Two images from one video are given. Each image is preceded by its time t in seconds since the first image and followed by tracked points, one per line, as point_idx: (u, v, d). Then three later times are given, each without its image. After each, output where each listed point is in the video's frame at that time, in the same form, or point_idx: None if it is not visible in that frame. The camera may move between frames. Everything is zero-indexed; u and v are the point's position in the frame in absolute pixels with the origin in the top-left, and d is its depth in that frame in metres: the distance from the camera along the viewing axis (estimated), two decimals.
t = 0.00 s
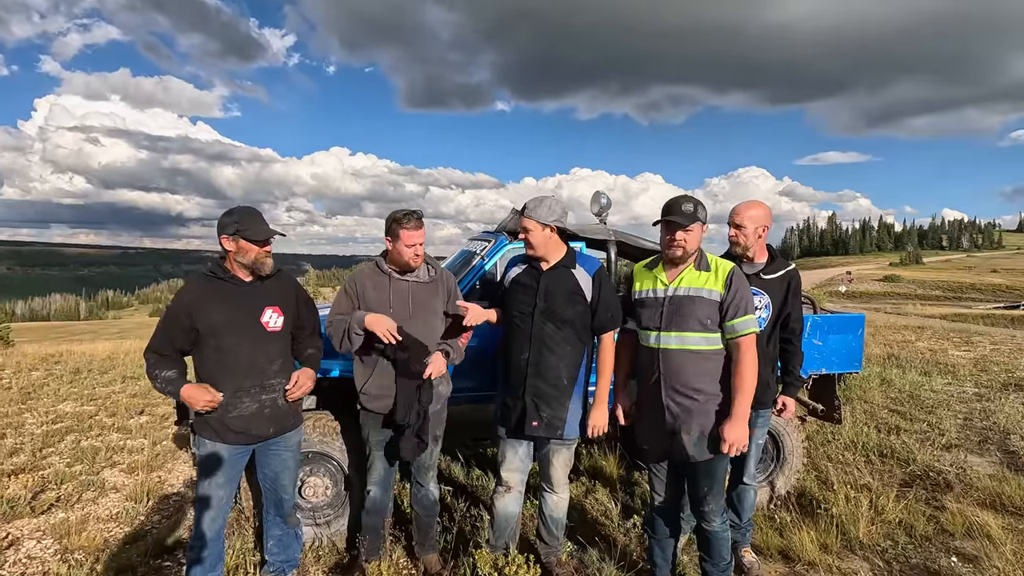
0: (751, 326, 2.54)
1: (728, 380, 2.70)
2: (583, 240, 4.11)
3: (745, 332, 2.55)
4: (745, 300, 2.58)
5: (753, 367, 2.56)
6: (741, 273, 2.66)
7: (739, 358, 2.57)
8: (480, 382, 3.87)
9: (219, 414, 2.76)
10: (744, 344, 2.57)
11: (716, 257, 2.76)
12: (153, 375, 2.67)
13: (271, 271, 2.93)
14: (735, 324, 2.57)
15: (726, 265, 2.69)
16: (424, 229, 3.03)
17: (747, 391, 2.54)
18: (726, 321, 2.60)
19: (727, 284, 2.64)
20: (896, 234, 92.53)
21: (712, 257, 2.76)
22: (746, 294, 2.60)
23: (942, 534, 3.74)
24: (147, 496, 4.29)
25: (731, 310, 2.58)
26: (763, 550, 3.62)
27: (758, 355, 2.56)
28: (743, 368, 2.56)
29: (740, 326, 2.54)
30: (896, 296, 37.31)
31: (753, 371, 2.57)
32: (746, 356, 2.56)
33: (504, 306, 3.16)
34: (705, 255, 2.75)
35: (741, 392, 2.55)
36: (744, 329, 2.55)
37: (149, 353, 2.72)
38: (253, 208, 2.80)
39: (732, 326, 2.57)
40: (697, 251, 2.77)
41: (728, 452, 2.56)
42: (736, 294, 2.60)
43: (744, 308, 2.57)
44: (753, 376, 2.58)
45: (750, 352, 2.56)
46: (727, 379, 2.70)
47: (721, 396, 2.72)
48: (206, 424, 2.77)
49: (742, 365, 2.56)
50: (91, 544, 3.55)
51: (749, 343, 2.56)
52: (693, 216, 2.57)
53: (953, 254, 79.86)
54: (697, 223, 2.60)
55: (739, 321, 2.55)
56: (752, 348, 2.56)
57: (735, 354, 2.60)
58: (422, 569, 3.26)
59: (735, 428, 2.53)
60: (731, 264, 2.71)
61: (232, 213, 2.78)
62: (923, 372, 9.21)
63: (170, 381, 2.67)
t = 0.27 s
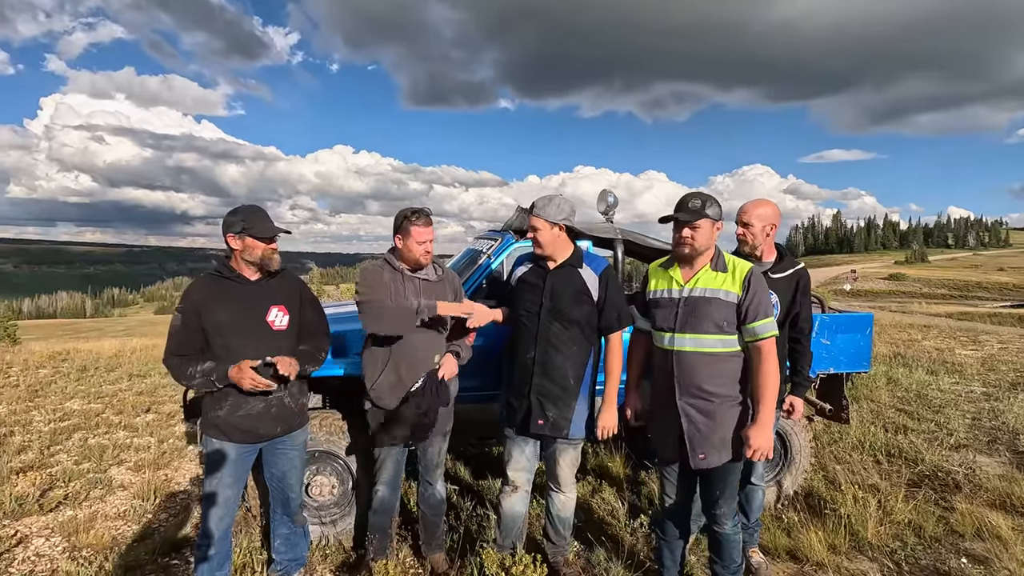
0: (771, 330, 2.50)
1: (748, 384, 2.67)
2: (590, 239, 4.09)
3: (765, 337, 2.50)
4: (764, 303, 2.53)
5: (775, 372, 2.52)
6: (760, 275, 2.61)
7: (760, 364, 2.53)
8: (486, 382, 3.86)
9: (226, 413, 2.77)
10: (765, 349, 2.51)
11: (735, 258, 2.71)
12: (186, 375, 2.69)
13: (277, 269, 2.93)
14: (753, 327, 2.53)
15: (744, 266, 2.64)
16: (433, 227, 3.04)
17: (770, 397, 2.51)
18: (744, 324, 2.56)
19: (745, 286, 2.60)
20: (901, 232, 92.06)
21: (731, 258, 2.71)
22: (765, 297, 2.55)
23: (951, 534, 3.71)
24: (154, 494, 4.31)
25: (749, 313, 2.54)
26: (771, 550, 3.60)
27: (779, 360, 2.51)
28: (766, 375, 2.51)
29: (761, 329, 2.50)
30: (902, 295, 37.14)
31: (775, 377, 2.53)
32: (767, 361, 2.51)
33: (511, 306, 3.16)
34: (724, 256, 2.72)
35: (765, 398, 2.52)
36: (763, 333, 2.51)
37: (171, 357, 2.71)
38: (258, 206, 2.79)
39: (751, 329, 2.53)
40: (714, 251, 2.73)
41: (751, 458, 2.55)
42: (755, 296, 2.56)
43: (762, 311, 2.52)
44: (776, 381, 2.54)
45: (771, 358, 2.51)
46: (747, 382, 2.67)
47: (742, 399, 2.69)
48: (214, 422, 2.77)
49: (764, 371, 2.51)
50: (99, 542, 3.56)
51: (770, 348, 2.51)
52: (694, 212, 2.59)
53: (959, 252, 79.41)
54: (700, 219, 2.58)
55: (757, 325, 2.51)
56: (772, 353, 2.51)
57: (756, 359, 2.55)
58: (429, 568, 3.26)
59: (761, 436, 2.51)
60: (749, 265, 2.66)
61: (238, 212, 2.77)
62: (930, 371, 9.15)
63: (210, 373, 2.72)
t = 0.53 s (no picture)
0: (786, 333, 2.46)
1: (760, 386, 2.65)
2: (596, 237, 4.07)
3: (781, 338, 2.47)
4: (781, 305, 2.50)
5: (788, 373, 2.49)
6: (779, 276, 2.57)
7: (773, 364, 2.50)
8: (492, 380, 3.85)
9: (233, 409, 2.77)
10: (780, 349, 2.48)
11: (753, 257, 2.67)
12: (204, 371, 2.68)
13: (283, 265, 2.93)
14: (768, 329, 2.50)
15: (762, 265, 2.61)
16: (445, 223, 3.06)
17: (780, 398, 2.47)
18: (760, 325, 2.53)
19: (762, 287, 2.57)
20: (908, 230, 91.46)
21: (749, 257, 2.67)
22: (783, 299, 2.51)
23: (960, 535, 3.69)
24: (161, 491, 4.33)
25: (765, 314, 2.51)
26: (779, 550, 3.59)
27: (794, 362, 2.48)
28: (779, 373, 2.49)
29: (777, 331, 2.46)
30: (909, 293, 36.92)
31: (789, 378, 2.50)
32: (781, 362, 2.48)
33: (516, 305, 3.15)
34: (741, 255, 2.68)
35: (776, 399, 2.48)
36: (779, 335, 2.47)
37: (186, 355, 2.70)
38: (263, 204, 2.80)
39: (767, 331, 2.50)
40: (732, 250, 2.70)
41: (755, 458, 2.49)
42: (771, 297, 2.53)
43: (778, 313, 2.49)
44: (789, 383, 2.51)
45: (786, 358, 2.48)
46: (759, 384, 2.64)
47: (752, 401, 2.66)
48: (221, 419, 2.78)
49: (777, 370, 2.49)
50: (108, 539, 3.58)
51: (785, 349, 2.48)
52: (691, 212, 2.59)
53: (967, 250, 78.84)
54: (695, 220, 2.58)
55: (772, 326, 2.48)
56: (787, 355, 2.48)
57: (769, 358, 2.53)
58: (436, 566, 3.26)
59: (768, 437, 2.46)
60: (768, 264, 2.63)
61: (243, 209, 2.78)
62: (938, 370, 9.09)
63: (228, 367, 2.71)
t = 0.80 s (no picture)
0: (795, 333, 2.43)
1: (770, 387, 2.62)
2: (602, 235, 4.05)
3: (790, 339, 2.44)
4: (790, 304, 2.47)
5: (798, 375, 2.46)
6: (788, 275, 2.54)
7: (783, 365, 2.48)
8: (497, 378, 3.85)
9: (236, 407, 2.78)
10: (789, 350, 2.46)
11: (763, 256, 2.64)
12: (208, 371, 2.69)
13: (288, 264, 2.94)
14: (777, 329, 2.47)
15: (772, 264, 2.58)
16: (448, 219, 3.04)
17: (790, 400, 2.44)
18: (769, 326, 2.51)
19: (770, 286, 2.54)
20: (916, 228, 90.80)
21: (758, 255, 2.65)
22: (792, 299, 2.49)
23: (969, 535, 3.66)
24: (168, 488, 4.36)
25: (774, 314, 2.49)
26: (784, 549, 3.57)
27: (803, 364, 2.45)
28: (789, 375, 2.46)
29: (786, 331, 2.44)
30: (917, 292, 36.67)
31: (799, 380, 2.46)
32: (790, 363, 2.45)
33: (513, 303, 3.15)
34: (750, 254, 2.66)
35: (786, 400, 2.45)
36: (787, 336, 2.45)
37: (192, 352, 2.72)
38: (269, 202, 2.80)
39: (776, 331, 2.48)
40: (741, 248, 2.68)
41: (763, 461, 2.46)
42: (780, 297, 2.50)
43: (788, 313, 2.47)
44: (799, 385, 2.48)
45: (796, 360, 2.46)
46: (769, 385, 2.62)
47: (761, 403, 2.63)
48: (224, 416, 2.79)
49: (787, 371, 2.46)
50: (115, 535, 3.61)
51: (794, 350, 2.45)
52: (698, 210, 2.58)
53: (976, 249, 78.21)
54: (703, 218, 2.57)
55: (781, 327, 2.46)
56: (797, 356, 2.45)
57: (778, 359, 2.50)
58: (441, 564, 3.27)
59: (777, 440, 2.42)
60: (777, 263, 2.60)
61: (249, 207, 2.79)
62: (946, 369, 9.02)
63: (230, 369, 2.71)
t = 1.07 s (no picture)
0: (800, 333, 2.42)
1: (775, 386, 2.61)
2: (606, 233, 4.05)
3: (795, 338, 2.43)
4: (796, 304, 2.46)
5: (803, 375, 2.45)
6: (795, 274, 2.53)
7: (788, 365, 2.46)
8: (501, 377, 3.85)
9: (239, 404, 2.80)
10: (795, 350, 2.44)
11: (770, 255, 2.62)
12: (210, 368, 2.71)
13: (294, 262, 2.94)
14: (783, 329, 2.46)
15: (778, 263, 2.57)
16: (451, 218, 3.00)
17: (795, 401, 2.43)
18: (775, 325, 2.50)
19: (776, 285, 2.53)
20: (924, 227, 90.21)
21: (765, 254, 2.63)
22: (798, 298, 2.47)
23: (975, 535, 3.64)
24: (174, 485, 4.38)
25: (780, 314, 2.48)
26: (789, 548, 3.56)
27: (809, 363, 2.44)
28: (793, 375, 2.44)
29: (791, 331, 2.43)
30: (924, 291, 36.43)
31: (804, 380, 2.45)
32: (795, 363, 2.44)
33: (512, 301, 3.15)
34: (757, 252, 2.65)
35: (790, 400, 2.44)
36: (793, 335, 2.44)
37: (194, 348, 2.74)
38: (275, 200, 2.81)
39: (781, 330, 2.47)
40: (747, 247, 2.67)
41: (766, 460, 2.45)
42: (786, 296, 2.49)
43: (794, 312, 2.45)
44: (804, 385, 2.46)
45: (801, 360, 2.44)
46: (773, 384, 2.60)
47: (766, 402, 2.62)
48: (227, 413, 2.81)
49: (792, 371, 2.44)
50: (121, 531, 3.63)
51: (800, 350, 2.44)
52: (706, 208, 2.57)
53: (984, 247, 77.63)
54: (710, 216, 2.55)
55: (786, 326, 2.45)
56: (802, 356, 2.44)
57: (783, 359, 2.48)
58: (444, 562, 3.28)
59: (781, 440, 2.42)
60: (784, 262, 2.58)
61: (255, 206, 2.79)
62: (953, 368, 8.96)
63: (234, 367, 2.72)
